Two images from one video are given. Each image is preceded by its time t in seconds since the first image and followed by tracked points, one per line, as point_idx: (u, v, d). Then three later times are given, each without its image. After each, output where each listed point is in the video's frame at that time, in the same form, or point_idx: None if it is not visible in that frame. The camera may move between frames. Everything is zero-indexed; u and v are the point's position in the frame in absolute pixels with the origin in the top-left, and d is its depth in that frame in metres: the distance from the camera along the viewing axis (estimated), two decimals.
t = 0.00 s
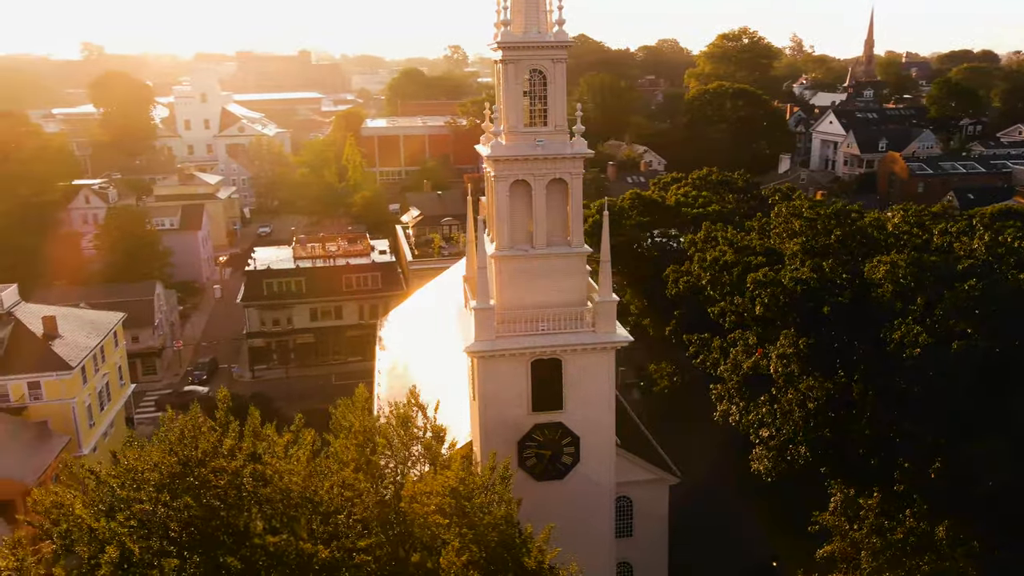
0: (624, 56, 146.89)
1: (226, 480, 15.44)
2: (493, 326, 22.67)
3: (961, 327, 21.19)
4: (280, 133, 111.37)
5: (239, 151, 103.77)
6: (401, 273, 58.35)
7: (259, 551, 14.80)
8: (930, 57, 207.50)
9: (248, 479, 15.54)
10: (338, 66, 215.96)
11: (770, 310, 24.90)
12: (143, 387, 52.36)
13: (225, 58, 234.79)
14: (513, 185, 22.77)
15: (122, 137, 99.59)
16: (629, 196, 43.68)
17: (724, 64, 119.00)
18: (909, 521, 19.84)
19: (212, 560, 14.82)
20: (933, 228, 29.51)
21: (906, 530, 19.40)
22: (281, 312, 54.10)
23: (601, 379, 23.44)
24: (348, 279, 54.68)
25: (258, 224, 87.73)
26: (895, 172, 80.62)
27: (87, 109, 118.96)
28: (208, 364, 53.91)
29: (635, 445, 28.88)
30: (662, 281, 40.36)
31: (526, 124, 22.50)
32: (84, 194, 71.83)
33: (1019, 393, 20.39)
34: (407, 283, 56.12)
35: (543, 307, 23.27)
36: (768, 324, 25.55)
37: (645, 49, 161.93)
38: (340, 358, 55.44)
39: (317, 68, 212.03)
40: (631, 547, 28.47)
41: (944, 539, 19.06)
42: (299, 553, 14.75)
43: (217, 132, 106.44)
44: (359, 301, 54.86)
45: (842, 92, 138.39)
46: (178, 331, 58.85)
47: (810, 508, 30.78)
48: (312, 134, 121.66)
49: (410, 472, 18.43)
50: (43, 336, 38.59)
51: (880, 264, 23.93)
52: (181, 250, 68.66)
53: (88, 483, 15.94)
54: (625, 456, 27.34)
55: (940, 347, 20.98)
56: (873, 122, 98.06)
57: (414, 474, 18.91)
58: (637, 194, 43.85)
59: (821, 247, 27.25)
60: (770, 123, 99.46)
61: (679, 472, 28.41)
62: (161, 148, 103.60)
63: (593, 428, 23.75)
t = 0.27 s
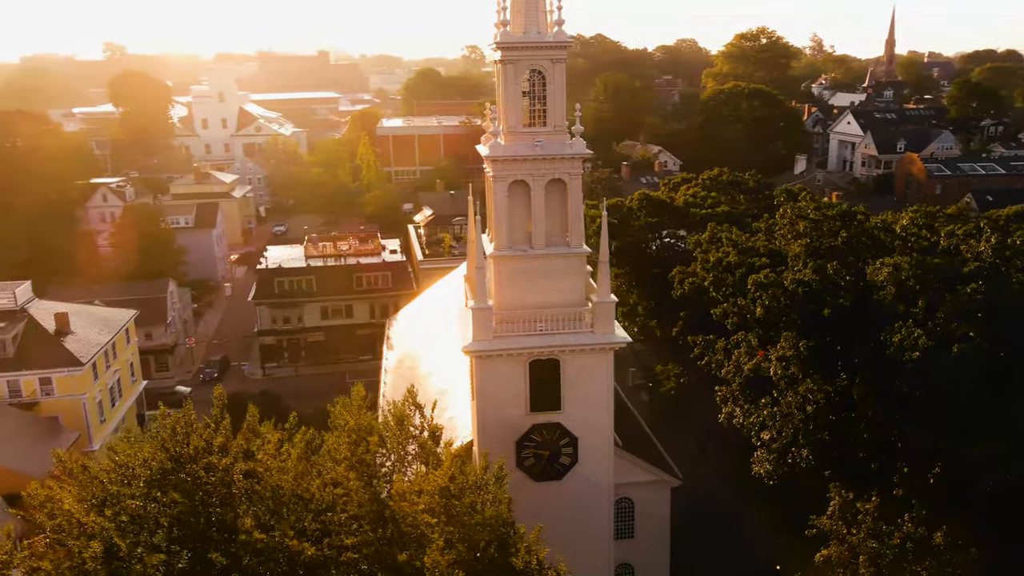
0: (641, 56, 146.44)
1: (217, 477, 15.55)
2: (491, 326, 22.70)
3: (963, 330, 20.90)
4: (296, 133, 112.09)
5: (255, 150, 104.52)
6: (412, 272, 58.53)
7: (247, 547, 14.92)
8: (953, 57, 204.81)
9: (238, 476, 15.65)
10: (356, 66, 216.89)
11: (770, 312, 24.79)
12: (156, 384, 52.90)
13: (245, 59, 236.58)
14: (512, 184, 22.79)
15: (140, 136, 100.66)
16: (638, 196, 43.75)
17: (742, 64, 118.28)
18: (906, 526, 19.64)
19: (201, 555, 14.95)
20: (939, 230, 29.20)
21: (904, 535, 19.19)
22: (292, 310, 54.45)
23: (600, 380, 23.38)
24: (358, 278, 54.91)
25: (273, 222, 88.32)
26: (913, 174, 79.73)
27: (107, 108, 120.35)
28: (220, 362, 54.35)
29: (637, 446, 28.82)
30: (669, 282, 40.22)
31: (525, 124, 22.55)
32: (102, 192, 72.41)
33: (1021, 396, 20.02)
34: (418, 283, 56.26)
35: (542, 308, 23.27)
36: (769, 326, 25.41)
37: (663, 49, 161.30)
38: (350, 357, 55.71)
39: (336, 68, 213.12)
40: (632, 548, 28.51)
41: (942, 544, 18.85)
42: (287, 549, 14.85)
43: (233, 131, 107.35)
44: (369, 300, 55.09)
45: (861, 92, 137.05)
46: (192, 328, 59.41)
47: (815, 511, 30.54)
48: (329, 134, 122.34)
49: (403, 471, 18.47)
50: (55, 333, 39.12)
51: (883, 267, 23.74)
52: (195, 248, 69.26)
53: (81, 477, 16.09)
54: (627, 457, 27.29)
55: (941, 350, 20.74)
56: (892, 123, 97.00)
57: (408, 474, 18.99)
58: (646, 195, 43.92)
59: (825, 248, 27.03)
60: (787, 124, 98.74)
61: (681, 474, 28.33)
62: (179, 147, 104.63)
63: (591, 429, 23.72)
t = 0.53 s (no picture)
0: (659, 55, 145.93)
1: (207, 473, 15.65)
2: (489, 325, 22.75)
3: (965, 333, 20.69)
4: (312, 132, 112.79)
5: (271, 150, 105.34)
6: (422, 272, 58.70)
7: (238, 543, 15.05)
8: (977, 57, 202.06)
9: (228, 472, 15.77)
10: (374, 66, 217.82)
11: (771, 314, 24.65)
12: (168, 381, 53.41)
13: (264, 59, 238.51)
14: (510, 185, 22.81)
15: (158, 135, 101.82)
16: (648, 197, 43.71)
17: (760, 64, 117.52)
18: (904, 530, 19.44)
19: (191, 550, 15.09)
20: (946, 233, 28.90)
21: (901, 540, 19.04)
22: (303, 309, 54.78)
23: (599, 380, 23.36)
24: (368, 277, 55.15)
25: (288, 221, 88.92)
26: (931, 175, 78.86)
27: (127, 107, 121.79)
28: (231, 360, 54.76)
29: (638, 446, 28.83)
30: (675, 284, 40.12)
31: (524, 124, 22.56)
32: (119, 190, 72.95)
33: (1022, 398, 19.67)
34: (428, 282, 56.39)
35: (540, 308, 23.25)
36: (771, 328, 25.27)
37: (681, 49, 160.52)
38: (361, 356, 56.03)
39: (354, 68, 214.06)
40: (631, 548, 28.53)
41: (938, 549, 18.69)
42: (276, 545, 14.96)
43: (250, 130, 108.05)
44: (379, 299, 55.29)
45: (881, 92, 135.67)
46: (205, 325, 59.91)
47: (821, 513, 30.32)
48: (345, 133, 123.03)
49: (397, 469, 18.54)
50: (68, 329, 39.64)
51: (886, 269, 23.56)
52: (210, 246, 69.87)
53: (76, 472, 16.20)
54: (625, 456, 27.34)
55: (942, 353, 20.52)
56: (911, 123, 95.92)
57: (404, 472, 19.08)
58: (655, 195, 43.90)
59: (830, 250, 26.82)
60: (803, 124, 98.03)
61: (683, 475, 28.26)
62: (196, 146, 105.61)
63: (590, 429, 23.69)
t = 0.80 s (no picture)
0: (676, 55, 145.30)
1: (199, 469, 15.78)
2: (486, 325, 22.80)
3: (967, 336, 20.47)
4: (328, 132, 113.44)
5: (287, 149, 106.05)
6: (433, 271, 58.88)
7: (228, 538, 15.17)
8: (1000, 57, 199.30)
9: (220, 468, 15.88)
10: (391, 66, 218.63)
11: (771, 316, 24.53)
12: (181, 377, 53.91)
13: (284, 59, 240.12)
14: (509, 185, 22.85)
15: (176, 134, 102.90)
16: (657, 197, 43.58)
17: (779, 64, 116.63)
18: (902, 535, 19.23)
19: (181, 545, 15.13)
20: (953, 235, 28.60)
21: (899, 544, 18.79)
22: (314, 307, 55.09)
23: (597, 380, 23.30)
24: (379, 276, 55.36)
25: (303, 220, 89.48)
26: (949, 176, 77.86)
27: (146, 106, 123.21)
28: (243, 357, 55.17)
29: (641, 447, 28.75)
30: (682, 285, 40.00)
31: (523, 124, 22.61)
32: (136, 188, 73.47)
33: None
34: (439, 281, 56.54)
35: (539, 307, 23.25)
36: (772, 330, 25.15)
37: (699, 48, 159.70)
38: (371, 354, 56.26)
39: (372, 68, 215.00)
40: (633, 549, 28.43)
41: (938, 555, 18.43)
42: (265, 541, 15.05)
43: (267, 129, 108.84)
44: (390, 298, 55.51)
45: (902, 92, 134.21)
46: (218, 323, 60.45)
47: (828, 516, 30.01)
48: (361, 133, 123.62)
49: (392, 468, 18.62)
50: (80, 326, 40.17)
51: (889, 271, 23.34)
52: (224, 245, 70.46)
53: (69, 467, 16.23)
54: (627, 457, 27.27)
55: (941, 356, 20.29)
56: (930, 123, 94.71)
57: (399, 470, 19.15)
58: (664, 195, 43.76)
59: (834, 251, 26.64)
60: (820, 125, 97.23)
61: (685, 477, 28.11)
62: (214, 145, 106.60)
63: (588, 429, 23.64)
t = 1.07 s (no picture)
0: (693, 55, 144.58)
1: (192, 466, 15.95)
2: (484, 325, 22.84)
3: (967, 340, 20.28)
4: (344, 131, 114.00)
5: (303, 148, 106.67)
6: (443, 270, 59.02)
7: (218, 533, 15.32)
8: None
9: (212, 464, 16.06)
10: (408, 67, 219.23)
11: (770, 320, 24.62)
12: (192, 375, 54.38)
13: (302, 59, 241.46)
14: (508, 186, 22.89)
15: (193, 133, 103.86)
16: (665, 198, 43.40)
17: (797, 64, 115.71)
18: (898, 540, 19.10)
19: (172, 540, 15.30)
20: (959, 238, 28.33)
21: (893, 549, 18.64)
22: (325, 306, 55.32)
23: (596, 380, 23.25)
24: (389, 275, 55.53)
25: (317, 219, 89.98)
26: (968, 177, 76.71)
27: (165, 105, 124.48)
28: (254, 355, 55.56)
29: (642, 448, 28.69)
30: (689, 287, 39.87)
31: (522, 124, 22.62)
32: (153, 186, 74.11)
33: None
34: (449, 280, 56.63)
35: (537, 308, 23.25)
36: (773, 332, 25.05)
37: (716, 48, 158.78)
38: (380, 353, 56.50)
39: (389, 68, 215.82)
40: (635, 550, 28.43)
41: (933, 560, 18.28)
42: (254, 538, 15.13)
43: (283, 128, 109.50)
44: (400, 297, 55.66)
45: (922, 92, 132.74)
46: (230, 321, 60.94)
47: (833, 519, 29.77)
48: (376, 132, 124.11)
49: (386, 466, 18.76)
50: (92, 322, 40.66)
51: (891, 273, 23.14)
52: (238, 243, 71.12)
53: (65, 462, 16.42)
54: (628, 458, 27.21)
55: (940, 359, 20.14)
56: (949, 124, 93.40)
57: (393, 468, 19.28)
58: (672, 196, 43.58)
59: (838, 253, 26.46)
60: (837, 125, 96.46)
61: (687, 478, 28.00)
62: (230, 144, 107.46)
63: (587, 429, 23.61)
